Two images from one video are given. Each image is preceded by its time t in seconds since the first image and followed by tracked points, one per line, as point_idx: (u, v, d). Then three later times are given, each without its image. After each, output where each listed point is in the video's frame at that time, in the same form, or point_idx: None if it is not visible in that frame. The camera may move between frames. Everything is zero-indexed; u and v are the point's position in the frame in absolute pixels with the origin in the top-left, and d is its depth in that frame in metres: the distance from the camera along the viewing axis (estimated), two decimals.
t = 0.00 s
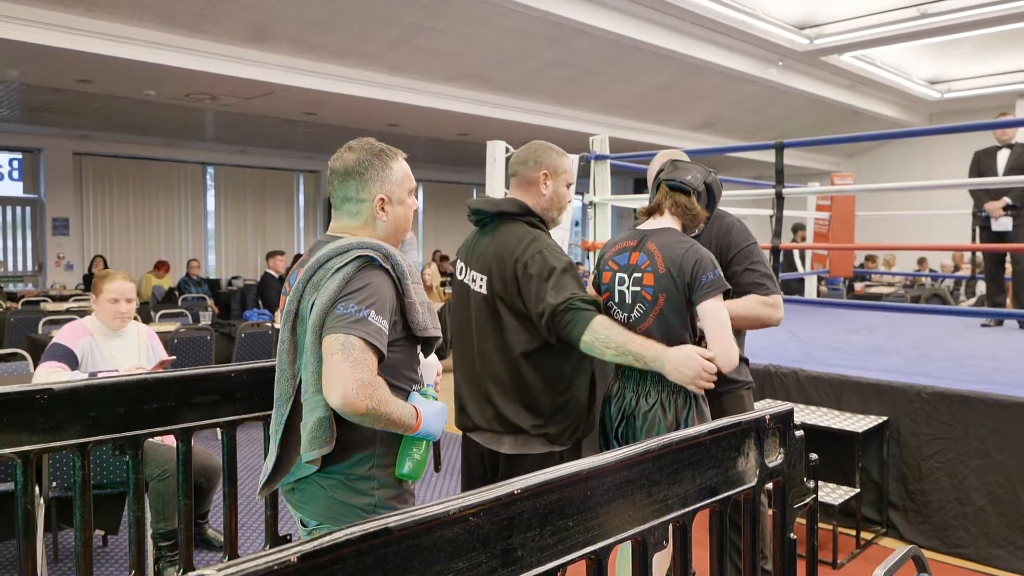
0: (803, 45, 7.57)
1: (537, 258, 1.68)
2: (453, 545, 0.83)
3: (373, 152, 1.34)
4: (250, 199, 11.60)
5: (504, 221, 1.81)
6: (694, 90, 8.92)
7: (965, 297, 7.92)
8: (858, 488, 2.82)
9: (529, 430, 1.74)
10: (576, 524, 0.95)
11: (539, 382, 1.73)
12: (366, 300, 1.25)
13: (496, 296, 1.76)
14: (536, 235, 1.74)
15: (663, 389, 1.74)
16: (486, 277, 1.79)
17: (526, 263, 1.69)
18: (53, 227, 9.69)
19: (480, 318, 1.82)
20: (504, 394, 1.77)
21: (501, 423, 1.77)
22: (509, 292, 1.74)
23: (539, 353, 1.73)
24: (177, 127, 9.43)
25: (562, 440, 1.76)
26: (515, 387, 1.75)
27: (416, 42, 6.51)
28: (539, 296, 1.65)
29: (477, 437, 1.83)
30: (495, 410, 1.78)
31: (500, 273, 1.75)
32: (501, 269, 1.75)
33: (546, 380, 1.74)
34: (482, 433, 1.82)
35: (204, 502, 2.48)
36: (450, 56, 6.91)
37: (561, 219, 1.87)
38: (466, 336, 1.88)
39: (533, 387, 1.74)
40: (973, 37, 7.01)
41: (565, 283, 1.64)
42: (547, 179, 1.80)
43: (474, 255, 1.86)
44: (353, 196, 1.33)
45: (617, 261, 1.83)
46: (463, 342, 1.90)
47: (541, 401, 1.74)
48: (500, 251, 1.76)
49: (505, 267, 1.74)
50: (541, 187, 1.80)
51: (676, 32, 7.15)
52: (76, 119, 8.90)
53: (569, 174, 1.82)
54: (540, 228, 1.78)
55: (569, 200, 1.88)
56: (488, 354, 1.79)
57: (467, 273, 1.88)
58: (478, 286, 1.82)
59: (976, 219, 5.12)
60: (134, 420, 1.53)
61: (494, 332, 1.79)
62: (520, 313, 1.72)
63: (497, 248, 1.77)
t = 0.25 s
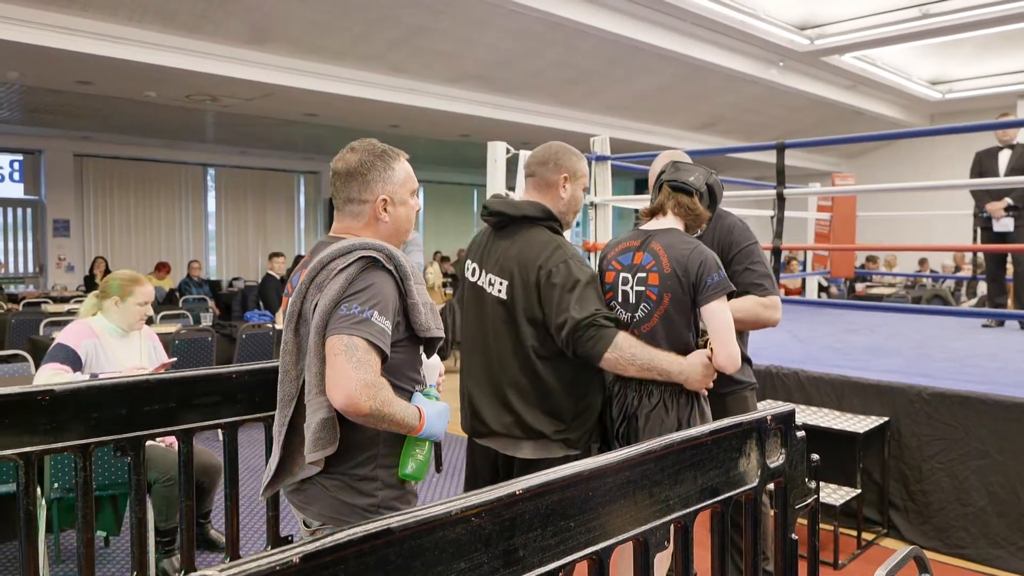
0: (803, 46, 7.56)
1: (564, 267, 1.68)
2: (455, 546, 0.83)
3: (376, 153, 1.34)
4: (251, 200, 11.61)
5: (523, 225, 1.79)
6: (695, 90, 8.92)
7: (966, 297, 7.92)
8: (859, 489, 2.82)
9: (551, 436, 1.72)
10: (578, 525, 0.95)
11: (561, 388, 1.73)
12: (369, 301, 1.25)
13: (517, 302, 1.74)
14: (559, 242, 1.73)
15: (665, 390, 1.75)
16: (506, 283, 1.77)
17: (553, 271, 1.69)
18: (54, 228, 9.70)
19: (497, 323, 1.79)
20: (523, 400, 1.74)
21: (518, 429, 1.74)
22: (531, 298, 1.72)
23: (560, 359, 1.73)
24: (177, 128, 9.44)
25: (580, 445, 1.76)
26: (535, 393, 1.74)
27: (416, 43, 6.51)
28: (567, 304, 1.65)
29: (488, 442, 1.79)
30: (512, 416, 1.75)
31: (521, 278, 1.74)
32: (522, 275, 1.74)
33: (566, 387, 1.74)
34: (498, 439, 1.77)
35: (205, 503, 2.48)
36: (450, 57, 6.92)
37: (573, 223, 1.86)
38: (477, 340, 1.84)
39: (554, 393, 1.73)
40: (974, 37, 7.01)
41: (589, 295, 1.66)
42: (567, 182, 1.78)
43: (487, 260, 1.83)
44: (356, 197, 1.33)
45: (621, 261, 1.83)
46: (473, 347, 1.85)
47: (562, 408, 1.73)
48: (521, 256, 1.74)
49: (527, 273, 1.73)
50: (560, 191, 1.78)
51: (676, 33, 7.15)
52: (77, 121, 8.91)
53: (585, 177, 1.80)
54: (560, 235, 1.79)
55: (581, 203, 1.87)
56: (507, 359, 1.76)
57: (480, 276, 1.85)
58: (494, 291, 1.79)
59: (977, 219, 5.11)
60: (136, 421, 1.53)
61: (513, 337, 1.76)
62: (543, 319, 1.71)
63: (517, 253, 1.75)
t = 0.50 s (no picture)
0: (804, 46, 7.56)
1: (580, 270, 1.66)
2: (457, 547, 0.82)
3: (377, 154, 1.34)
4: (252, 201, 11.61)
5: (538, 226, 1.76)
6: (695, 91, 8.92)
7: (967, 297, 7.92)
8: (860, 488, 2.81)
9: (563, 439, 1.71)
10: (580, 526, 0.95)
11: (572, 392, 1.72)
12: (371, 301, 1.25)
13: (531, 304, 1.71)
14: (574, 244, 1.71)
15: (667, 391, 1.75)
16: (519, 285, 1.74)
17: (569, 274, 1.66)
18: (54, 229, 9.70)
19: (509, 325, 1.76)
20: (534, 403, 1.72)
21: (529, 433, 1.72)
22: (546, 301, 1.70)
23: (573, 363, 1.72)
24: (178, 129, 9.44)
25: (590, 447, 1.75)
26: (546, 397, 1.72)
27: (417, 44, 6.51)
28: (583, 308, 1.63)
29: (496, 445, 1.77)
30: (523, 419, 1.73)
31: (536, 280, 1.71)
32: (536, 278, 1.71)
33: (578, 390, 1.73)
34: (506, 442, 1.75)
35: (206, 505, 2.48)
36: (450, 57, 6.92)
37: (583, 224, 1.85)
38: (486, 341, 1.81)
39: (566, 397, 1.72)
40: (974, 37, 7.01)
41: (604, 300, 1.63)
42: (581, 183, 1.77)
43: (499, 261, 1.80)
44: (357, 197, 1.33)
45: (624, 261, 1.83)
46: (482, 348, 1.82)
47: (574, 412, 1.72)
48: (535, 258, 1.71)
49: (541, 276, 1.70)
50: (573, 193, 1.77)
51: (676, 33, 7.15)
52: (77, 122, 8.91)
53: (597, 179, 1.80)
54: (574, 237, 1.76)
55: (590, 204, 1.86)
56: (519, 362, 1.73)
57: (491, 277, 1.81)
58: (507, 292, 1.76)
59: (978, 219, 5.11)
60: (136, 422, 1.53)
61: (525, 340, 1.73)
62: (557, 323, 1.69)
63: (532, 255, 1.72)
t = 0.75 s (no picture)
0: (805, 46, 7.56)
1: (585, 268, 1.66)
2: (458, 548, 0.82)
3: (380, 154, 1.34)
4: (253, 201, 11.62)
5: (543, 225, 1.76)
6: (696, 91, 8.92)
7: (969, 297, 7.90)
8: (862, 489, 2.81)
9: (566, 440, 1.70)
10: (582, 526, 0.94)
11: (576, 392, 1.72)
12: (374, 302, 1.24)
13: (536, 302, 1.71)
14: (580, 242, 1.71)
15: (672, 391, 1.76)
16: (524, 284, 1.74)
17: (574, 272, 1.66)
18: (55, 230, 9.70)
19: (514, 324, 1.75)
20: (539, 403, 1.72)
21: (533, 434, 1.72)
22: (551, 299, 1.69)
23: (578, 362, 1.71)
24: (179, 130, 9.44)
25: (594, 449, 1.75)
26: (551, 397, 1.72)
27: (418, 44, 6.51)
28: (589, 306, 1.62)
29: (500, 446, 1.77)
30: (527, 420, 1.72)
31: (541, 279, 1.71)
32: (542, 276, 1.71)
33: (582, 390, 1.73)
34: (511, 443, 1.74)
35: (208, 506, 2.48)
36: (451, 57, 6.92)
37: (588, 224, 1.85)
38: (491, 341, 1.80)
39: (570, 397, 1.72)
40: (975, 37, 7.00)
41: (610, 298, 1.63)
42: (585, 183, 1.78)
43: (504, 260, 1.80)
44: (360, 197, 1.33)
45: (629, 261, 1.83)
46: (486, 348, 1.81)
47: (578, 412, 1.72)
48: (541, 257, 1.71)
49: (547, 274, 1.70)
50: (578, 192, 1.78)
51: (677, 33, 7.14)
52: (78, 122, 8.91)
53: (601, 179, 1.80)
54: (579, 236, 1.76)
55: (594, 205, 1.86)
56: (524, 361, 1.73)
57: (496, 277, 1.81)
58: (513, 291, 1.76)
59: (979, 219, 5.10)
60: (138, 423, 1.53)
61: (530, 339, 1.73)
62: (563, 322, 1.68)
63: (538, 253, 1.72)
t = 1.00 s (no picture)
0: (805, 46, 7.56)
1: (584, 267, 1.66)
2: (460, 548, 0.82)
3: (381, 155, 1.34)
4: (253, 202, 11.61)
5: (542, 224, 1.75)
6: (695, 91, 8.92)
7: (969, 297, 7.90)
8: (863, 488, 2.81)
9: (565, 440, 1.70)
10: (583, 526, 0.94)
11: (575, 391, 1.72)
12: (375, 302, 1.25)
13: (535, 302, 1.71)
14: (579, 241, 1.71)
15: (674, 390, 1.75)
16: (523, 284, 1.74)
17: (573, 271, 1.66)
18: (55, 231, 9.69)
19: (513, 324, 1.75)
20: (538, 403, 1.72)
21: (532, 434, 1.72)
22: (550, 298, 1.70)
23: (577, 362, 1.71)
24: (179, 131, 9.44)
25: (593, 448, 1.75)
26: (549, 396, 1.72)
27: (418, 45, 6.51)
28: (588, 305, 1.63)
29: (499, 446, 1.76)
30: (526, 419, 1.72)
31: (541, 278, 1.71)
32: (540, 276, 1.71)
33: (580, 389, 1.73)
34: (510, 443, 1.74)
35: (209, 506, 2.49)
36: (451, 58, 6.92)
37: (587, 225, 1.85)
38: (490, 341, 1.80)
39: (570, 396, 1.72)
40: (975, 37, 6.99)
41: (609, 296, 1.63)
42: (582, 183, 1.78)
43: (503, 260, 1.79)
44: (361, 198, 1.33)
45: (630, 261, 1.83)
46: (485, 348, 1.81)
47: (577, 411, 1.72)
48: (539, 256, 1.71)
49: (545, 273, 1.70)
50: (576, 191, 1.77)
51: (677, 33, 7.15)
52: (78, 123, 8.90)
53: (599, 179, 1.81)
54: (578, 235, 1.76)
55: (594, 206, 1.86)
56: (523, 361, 1.73)
57: (495, 277, 1.81)
58: (511, 291, 1.76)
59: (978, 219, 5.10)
60: (138, 424, 1.53)
61: (529, 338, 1.73)
62: (562, 321, 1.68)
63: (537, 252, 1.72)
